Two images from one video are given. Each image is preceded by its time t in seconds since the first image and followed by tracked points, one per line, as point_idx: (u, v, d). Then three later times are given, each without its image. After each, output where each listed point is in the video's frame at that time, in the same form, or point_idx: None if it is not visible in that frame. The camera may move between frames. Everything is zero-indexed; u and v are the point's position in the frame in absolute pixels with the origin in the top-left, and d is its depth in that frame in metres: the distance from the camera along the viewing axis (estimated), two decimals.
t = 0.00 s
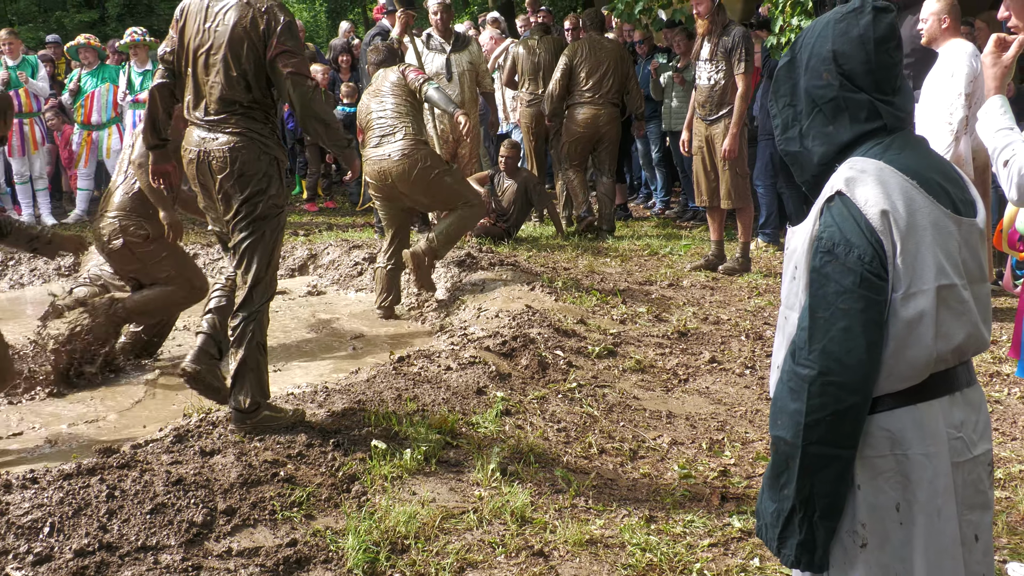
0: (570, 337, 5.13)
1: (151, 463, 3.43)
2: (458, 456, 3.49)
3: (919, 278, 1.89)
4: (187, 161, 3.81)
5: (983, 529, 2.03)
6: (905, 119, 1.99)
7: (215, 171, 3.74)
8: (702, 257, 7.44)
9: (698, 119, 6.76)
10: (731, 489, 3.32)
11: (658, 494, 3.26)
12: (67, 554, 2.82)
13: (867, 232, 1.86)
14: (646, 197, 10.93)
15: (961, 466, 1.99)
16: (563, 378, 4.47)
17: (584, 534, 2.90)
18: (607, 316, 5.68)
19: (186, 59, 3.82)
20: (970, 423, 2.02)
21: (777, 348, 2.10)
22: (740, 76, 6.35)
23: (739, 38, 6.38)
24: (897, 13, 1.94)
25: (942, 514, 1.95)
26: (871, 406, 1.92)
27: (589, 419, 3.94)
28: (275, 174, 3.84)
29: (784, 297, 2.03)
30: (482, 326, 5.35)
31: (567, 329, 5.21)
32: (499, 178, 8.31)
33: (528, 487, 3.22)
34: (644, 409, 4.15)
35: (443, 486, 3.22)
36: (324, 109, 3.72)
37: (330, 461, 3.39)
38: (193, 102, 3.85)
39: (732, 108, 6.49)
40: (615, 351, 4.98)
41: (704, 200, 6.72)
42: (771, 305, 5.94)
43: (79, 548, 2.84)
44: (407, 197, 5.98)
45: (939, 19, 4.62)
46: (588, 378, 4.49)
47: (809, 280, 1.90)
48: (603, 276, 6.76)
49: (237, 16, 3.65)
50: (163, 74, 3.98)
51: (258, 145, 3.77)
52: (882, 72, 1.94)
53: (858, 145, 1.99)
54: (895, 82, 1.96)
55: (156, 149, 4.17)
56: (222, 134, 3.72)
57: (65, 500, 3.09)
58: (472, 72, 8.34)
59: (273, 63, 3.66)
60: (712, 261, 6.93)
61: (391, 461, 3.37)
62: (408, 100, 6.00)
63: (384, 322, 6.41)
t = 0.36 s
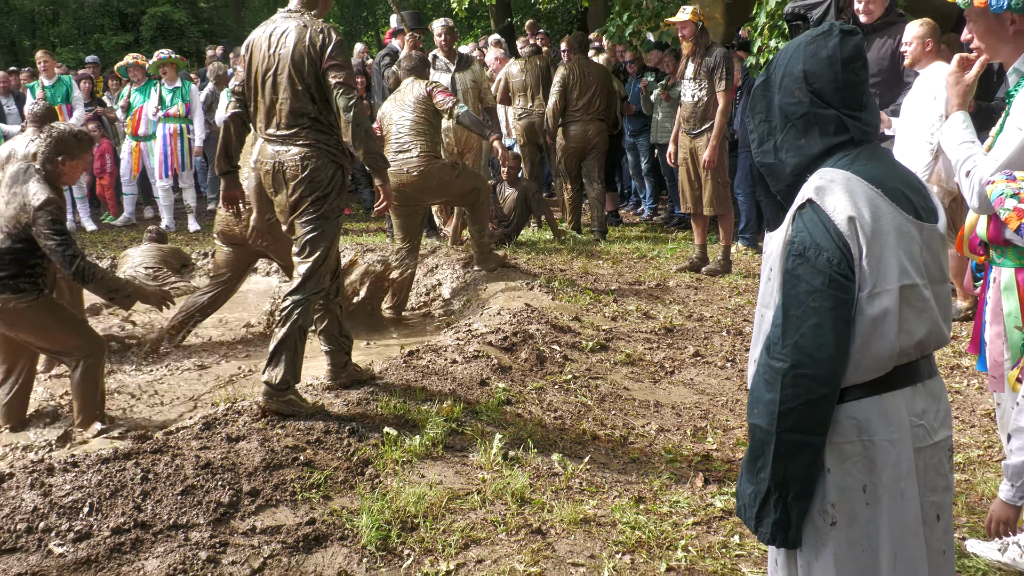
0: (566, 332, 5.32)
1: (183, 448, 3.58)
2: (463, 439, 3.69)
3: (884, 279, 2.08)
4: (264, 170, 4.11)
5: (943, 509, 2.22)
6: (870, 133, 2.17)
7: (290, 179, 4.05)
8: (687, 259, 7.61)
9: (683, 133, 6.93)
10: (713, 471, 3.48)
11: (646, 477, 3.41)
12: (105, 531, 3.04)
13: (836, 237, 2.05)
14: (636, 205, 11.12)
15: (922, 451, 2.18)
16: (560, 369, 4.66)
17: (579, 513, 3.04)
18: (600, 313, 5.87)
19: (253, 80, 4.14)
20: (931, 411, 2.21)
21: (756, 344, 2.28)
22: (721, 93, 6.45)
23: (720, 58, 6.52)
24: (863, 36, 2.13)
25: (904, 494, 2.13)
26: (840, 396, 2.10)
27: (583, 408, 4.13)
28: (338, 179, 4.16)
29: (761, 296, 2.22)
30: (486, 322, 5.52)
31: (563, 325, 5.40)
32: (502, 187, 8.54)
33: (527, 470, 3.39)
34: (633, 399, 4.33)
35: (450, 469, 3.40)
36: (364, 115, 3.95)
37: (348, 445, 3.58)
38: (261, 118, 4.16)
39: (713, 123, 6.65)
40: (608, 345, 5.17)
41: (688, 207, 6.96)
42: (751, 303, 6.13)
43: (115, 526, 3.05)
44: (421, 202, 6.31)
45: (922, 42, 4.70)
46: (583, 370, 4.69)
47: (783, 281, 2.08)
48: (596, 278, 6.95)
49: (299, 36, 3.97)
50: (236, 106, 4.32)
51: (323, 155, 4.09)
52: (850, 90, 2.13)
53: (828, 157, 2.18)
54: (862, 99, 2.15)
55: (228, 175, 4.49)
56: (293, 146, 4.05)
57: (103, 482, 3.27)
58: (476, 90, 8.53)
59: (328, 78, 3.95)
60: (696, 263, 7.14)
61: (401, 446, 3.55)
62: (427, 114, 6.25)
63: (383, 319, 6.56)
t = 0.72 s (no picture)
0: (562, 329, 5.56)
1: (215, 434, 3.81)
2: (471, 427, 3.93)
3: (844, 279, 2.32)
4: (325, 175, 4.46)
5: (900, 487, 2.47)
6: (831, 148, 2.43)
7: (350, 181, 4.39)
8: (671, 262, 7.86)
9: (666, 148, 7.21)
10: (694, 454, 3.70)
11: (634, 459, 3.64)
12: (145, 509, 3.26)
13: (801, 242, 2.29)
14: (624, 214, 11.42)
15: (881, 435, 2.43)
16: (556, 362, 4.91)
17: (573, 493, 3.25)
18: (592, 312, 6.11)
19: (309, 97, 4.50)
20: (888, 399, 2.46)
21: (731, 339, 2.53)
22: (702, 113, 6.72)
23: (701, 81, 6.83)
24: (825, 62, 2.39)
25: (864, 474, 2.38)
26: (805, 384, 2.35)
27: (577, 397, 4.37)
28: (396, 178, 4.49)
29: (735, 296, 2.47)
30: (488, 320, 5.77)
31: (559, 322, 5.64)
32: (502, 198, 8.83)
33: (526, 453, 3.63)
34: (622, 388, 4.58)
35: (456, 454, 3.63)
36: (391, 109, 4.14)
37: (365, 433, 3.80)
38: (318, 130, 4.50)
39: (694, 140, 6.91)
40: (599, 340, 5.41)
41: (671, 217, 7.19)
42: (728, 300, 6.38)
43: (154, 504, 3.28)
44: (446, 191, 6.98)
45: (897, 67, 4.83)
46: (577, 363, 4.93)
47: (754, 282, 2.33)
48: (588, 279, 7.19)
49: (340, 52, 4.28)
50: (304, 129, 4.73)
51: (377, 157, 4.40)
52: (813, 110, 2.39)
53: (794, 169, 2.43)
54: (824, 118, 2.41)
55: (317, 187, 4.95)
56: (348, 151, 4.36)
57: (143, 465, 3.50)
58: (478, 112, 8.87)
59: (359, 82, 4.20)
60: (679, 266, 7.37)
61: (412, 432, 3.79)
62: (477, 116, 7.14)
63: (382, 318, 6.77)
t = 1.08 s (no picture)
0: (557, 325, 5.84)
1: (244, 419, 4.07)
2: (474, 415, 4.22)
3: (810, 280, 2.60)
4: (380, 186, 4.81)
5: (861, 468, 2.74)
6: (798, 163, 2.72)
7: (407, 190, 4.78)
8: (656, 265, 8.17)
9: (652, 164, 7.48)
10: (677, 438, 3.96)
11: (622, 443, 3.91)
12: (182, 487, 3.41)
13: (772, 247, 2.56)
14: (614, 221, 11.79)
15: (844, 421, 2.70)
16: (552, 355, 5.19)
17: (568, 473, 3.51)
18: (585, 310, 6.39)
19: (371, 117, 4.91)
20: (851, 388, 2.73)
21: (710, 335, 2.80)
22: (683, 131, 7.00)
23: (683, 103, 7.14)
24: (793, 85, 2.68)
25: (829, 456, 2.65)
26: (776, 374, 2.62)
27: (571, 386, 4.64)
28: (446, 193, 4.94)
29: (713, 297, 2.74)
30: (490, 317, 6.06)
31: (555, 319, 5.93)
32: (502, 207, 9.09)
33: (526, 437, 3.90)
34: (611, 379, 4.87)
35: (461, 438, 3.90)
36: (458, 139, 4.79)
37: (378, 419, 4.07)
38: (377, 144, 4.88)
39: (677, 156, 7.20)
40: (590, 336, 5.70)
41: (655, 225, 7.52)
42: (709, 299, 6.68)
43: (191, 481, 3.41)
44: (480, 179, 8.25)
45: (872, 88, 5.09)
46: (570, 356, 5.22)
47: (730, 284, 2.60)
48: (579, 280, 7.48)
49: (413, 80, 4.73)
50: (356, 140, 5.00)
51: (433, 174, 4.86)
52: (782, 129, 2.68)
53: (766, 181, 2.71)
54: (791, 136, 2.70)
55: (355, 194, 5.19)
56: (408, 166, 4.78)
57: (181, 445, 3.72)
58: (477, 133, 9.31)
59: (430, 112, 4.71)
60: (662, 269, 7.67)
61: (423, 418, 4.06)
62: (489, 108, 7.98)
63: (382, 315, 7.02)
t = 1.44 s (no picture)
0: (553, 321, 6.13)
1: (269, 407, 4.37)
2: (479, 404, 4.50)
3: (783, 280, 2.87)
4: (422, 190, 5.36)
5: (830, 451, 3.01)
6: (772, 173, 2.99)
7: (446, 194, 5.39)
8: (643, 266, 8.46)
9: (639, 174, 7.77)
10: (662, 424, 4.23)
11: (612, 428, 4.18)
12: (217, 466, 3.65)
13: (748, 250, 2.83)
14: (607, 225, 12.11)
15: (815, 408, 2.97)
16: (549, 348, 5.47)
17: (563, 456, 3.79)
18: (578, 307, 6.66)
19: (415, 127, 5.47)
20: (820, 377, 3.00)
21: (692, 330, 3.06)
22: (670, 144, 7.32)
23: (668, 119, 7.44)
24: (768, 103, 2.96)
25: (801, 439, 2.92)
26: (751, 365, 2.88)
27: (565, 376, 4.92)
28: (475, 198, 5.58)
29: (696, 295, 3.00)
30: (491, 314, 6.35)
31: (552, 315, 6.21)
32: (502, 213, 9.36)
33: (524, 423, 4.18)
34: (601, 369, 5.14)
35: (466, 424, 4.16)
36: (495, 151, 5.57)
37: (391, 406, 4.38)
38: (420, 151, 5.45)
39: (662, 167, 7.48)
40: (583, 330, 5.98)
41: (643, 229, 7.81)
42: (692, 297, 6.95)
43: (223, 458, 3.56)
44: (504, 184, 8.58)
45: (842, 105, 5.40)
46: (565, 349, 5.50)
47: (710, 283, 2.87)
48: (573, 280, 7.76)
49: (461, 98, 5.43)
50: (396, 144, 5.45)
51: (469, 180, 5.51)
52: (758, 143, 2.95)
53: (743, 190, 2.98)
54: (766, 149, 2.97)
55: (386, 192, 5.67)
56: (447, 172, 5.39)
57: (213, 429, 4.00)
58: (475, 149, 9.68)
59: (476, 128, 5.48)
60: (649, 269, 7.95)
61: (431, 406, 4.34)
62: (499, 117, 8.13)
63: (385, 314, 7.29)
